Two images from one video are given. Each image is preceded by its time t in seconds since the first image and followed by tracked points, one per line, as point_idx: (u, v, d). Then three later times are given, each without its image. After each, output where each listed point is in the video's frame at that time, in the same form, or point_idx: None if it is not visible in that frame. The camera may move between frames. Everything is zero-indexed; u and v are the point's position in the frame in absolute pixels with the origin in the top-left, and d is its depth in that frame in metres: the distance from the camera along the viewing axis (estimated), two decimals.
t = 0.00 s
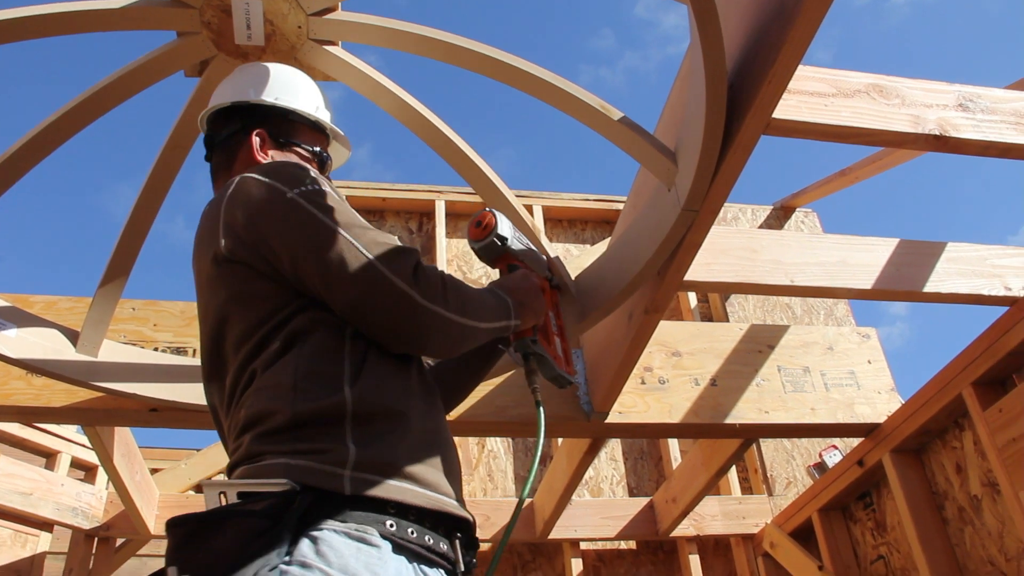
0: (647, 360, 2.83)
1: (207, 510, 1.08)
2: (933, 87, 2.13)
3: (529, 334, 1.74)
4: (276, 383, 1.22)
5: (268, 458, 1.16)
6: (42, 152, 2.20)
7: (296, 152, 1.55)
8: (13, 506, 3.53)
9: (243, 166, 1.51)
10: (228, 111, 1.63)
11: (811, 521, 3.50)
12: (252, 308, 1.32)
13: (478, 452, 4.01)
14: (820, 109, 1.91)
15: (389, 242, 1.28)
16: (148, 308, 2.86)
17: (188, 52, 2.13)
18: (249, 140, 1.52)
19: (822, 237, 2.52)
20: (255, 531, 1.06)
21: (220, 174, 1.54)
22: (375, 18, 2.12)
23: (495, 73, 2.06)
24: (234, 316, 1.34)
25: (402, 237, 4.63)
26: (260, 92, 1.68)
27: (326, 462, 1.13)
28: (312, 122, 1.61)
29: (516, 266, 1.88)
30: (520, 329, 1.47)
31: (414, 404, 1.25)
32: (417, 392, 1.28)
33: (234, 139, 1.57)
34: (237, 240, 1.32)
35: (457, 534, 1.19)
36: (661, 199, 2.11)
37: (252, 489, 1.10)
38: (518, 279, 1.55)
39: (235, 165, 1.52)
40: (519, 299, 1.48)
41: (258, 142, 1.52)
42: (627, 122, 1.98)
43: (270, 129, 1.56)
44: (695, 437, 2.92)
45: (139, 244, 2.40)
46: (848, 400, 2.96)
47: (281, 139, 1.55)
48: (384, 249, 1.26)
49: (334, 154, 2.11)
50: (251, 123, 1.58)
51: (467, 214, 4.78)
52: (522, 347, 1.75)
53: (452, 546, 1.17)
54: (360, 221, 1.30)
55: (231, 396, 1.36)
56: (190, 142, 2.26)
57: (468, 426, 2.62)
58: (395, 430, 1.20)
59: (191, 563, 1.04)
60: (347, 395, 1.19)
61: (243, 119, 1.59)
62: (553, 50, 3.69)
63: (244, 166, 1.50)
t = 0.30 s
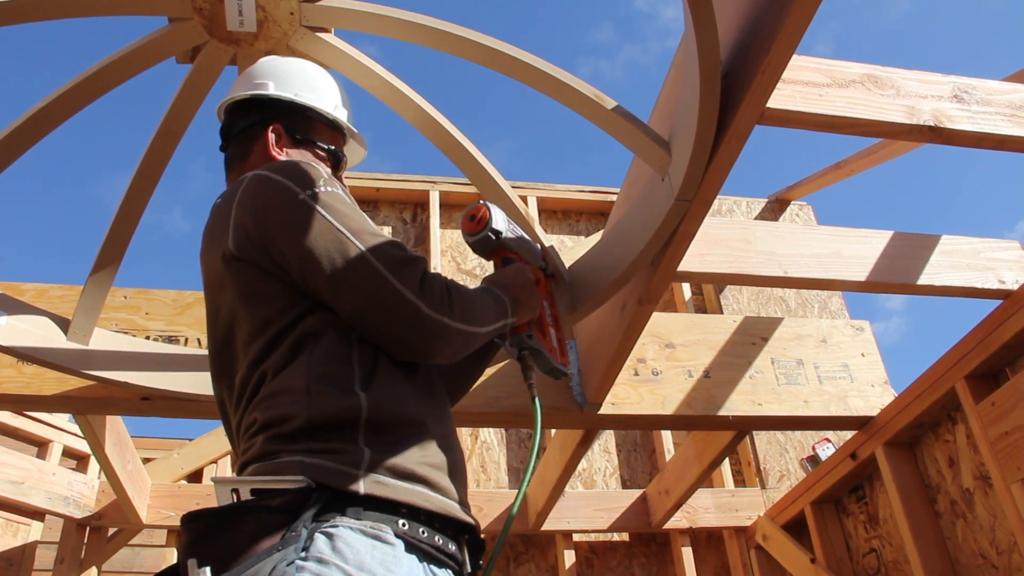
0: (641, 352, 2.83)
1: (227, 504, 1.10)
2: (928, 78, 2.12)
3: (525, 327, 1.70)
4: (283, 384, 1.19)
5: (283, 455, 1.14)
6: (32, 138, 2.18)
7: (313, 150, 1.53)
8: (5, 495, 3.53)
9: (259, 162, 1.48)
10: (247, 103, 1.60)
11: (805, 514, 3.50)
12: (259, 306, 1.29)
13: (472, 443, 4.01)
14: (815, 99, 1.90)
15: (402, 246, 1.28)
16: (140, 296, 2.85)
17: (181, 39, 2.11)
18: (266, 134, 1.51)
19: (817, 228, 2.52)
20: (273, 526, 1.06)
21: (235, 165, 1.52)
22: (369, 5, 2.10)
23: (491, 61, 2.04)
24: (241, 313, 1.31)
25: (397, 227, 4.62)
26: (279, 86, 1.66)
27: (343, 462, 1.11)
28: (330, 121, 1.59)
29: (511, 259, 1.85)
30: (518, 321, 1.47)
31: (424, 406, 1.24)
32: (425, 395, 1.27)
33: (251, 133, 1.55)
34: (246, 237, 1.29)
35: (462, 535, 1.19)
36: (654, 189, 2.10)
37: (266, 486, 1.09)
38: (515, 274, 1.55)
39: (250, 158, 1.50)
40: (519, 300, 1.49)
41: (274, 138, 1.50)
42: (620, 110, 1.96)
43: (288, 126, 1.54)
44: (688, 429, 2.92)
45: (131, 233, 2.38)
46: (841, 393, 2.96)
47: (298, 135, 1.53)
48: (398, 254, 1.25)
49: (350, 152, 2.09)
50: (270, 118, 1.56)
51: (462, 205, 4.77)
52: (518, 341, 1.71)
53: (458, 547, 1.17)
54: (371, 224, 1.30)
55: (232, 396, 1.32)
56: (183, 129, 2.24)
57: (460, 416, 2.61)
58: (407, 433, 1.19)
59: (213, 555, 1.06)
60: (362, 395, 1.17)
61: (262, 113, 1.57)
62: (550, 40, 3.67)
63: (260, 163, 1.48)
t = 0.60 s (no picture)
0: (640, 349, 2.82)
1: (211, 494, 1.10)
2: (932, 77, 2.11)
3: (523, 316, 1.71)
4: (269, 379, 1.17)
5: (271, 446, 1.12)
6: (32, 127, 2.17)
7: (309, 136, 1.52)
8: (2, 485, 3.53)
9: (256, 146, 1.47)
10: (243, 89, 1.59)
11: (801, 513, 3.50)
12: (244, 301, 1.26)
13: (469, 438, 4.01)
14: (817, 96, 1.89)
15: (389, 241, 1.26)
16: (139, 288, 2.84)
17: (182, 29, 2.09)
18: (263, 119, 1.50)
19: (818, 227, 2.51)
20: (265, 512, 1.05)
21: (228, 147, 1.51)
22: None
23: (493, 56, 2.03)
24: (224, 308, 1.28)
25: (397, 222, 4.62)
26: (278, 71, 1.65)
27: (330, 449, 1.10)
28: (327, 108, 1.59)
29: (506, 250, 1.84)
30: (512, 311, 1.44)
31: (413, 398, 1.23)
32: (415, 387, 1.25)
33: (248, 116, 1.53)
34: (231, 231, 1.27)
35: (446, 522, 1.19)
36: (655, 185, 2.10)
37: (256, 474, 1.08)
38: (509, 262, 1.52)
39: (245, 141, 1.49)
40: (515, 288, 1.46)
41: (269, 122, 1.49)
42: (622, 106, 1.96)
43: (284, 110, 1.53)
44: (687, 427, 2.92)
45: (130, 224, 2.37)
46: (840, 392, 2.96)
47: (295, 120, 1.52)
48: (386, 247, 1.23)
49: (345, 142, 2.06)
50: (267, 102, 1.54)
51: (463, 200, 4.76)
52: (517, 331, 1.72)
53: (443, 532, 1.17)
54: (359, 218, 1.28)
55: (214, 392, 1.30)
56: (183, 120, 2.23)
57: (458, 411, 2.61)
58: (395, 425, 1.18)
59: (206, 540, 1.05)
60: (350, 388, 1.16)
61: (259, 97, 1.55)
62: (554, 35, 3.66)
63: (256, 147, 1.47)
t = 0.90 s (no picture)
0: (631, 340, 2.82)
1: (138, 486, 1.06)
2: (923, 68, 2.11)
3: (496, 332, 1.70)
4: (204, 369, 1.17)
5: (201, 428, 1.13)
6: (20, 115, 2.15)
7: (294, 108, 1.52)
8: None
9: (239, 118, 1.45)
10: (225, 57, 1.57)
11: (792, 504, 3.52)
12: (185, 286, 1.25)
13: (461, 429, 4.02)
14: (808, 86, 1.89)
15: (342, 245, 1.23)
16: (129, 277, 2.83)
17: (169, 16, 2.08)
18: (248, 89, 1.48)
19: (809, 218, 2.51)
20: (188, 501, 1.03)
21: (211, 116, 1.49)
22: None
23: (485, 45, 2.02)
24: (167, 289, 1.28)
25: (388, 212, 4.60)
26: (264, 40, 1.63)
27: (259, 435, 1.10)
28: (311, 79, 1.59)
29: (491, 255, 1.82)
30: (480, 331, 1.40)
31: (353, 395, 1.23)
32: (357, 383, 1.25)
33: (232, 86, 1.51)
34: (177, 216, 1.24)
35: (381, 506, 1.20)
36: (646, 175, 2.10)
37: (185, 462, 1.07)
38: (487, 272, 1.47)
39: (228, 110, 1.47)
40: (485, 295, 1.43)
41: (253, 93, 1.48)
42: (613, 96, 1.96)
43: (270, 81, 1.52)
44: (677, 418, 2.92)
45: (120, 214, 2.36)
46: (830, 383, 2.97)
47: (280, 92, 1.52)
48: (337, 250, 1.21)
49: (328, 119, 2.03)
50: (251, 72, 1.52)
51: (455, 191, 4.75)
52: (489, 347, 1.71)
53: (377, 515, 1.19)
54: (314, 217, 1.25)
55: (154, 372, 1.30)
56: (173, 109, 2.22)
57: (447, 401, 2.60)
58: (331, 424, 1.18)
59: (124, 533, 1.03)
60: (284, 382, 1.16)
61: (244, 65, 1.53)
62: (548, 26, 3.64)
63: (241, 118, 1.45)
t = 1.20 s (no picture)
0: (626, 328, 2.82)
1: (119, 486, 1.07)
2: (916, 50, 2.10)
3: (503, 319, 1.70)
4: (205, 362, 1.17)
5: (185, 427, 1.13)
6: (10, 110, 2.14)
7: (310, 93, 1.52)
8: None
9: (253, 106, 1.45)
10: (241, 44, 1.57)
11: (790, 490, 3.52)
12: (191, 273, 1.26)
13: (459, 420, 4.02)
14: (800, 70, 1.88)
15: (361, 242, 1.21)
16: (124, 272, 2.82)
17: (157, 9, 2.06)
18: (264, 74, 1.48)
19: (804, 203, 2.51)
20: (168, 498, 1.04)
21: (227, 103, 1.48)
22: None
23: (476, 32, 2.01)
24: (175, 276, 1.28)
25: (383, 204, 4.60)
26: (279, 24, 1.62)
27: (242, 433, 1.09)
28: (328, 64, 1.58)
29: (497, 246, 1.82)
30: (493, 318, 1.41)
31: (351, 396, 1.20)
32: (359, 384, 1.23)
33: (247, 72, 1.51)
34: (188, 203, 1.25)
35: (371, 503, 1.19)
36: (639, 161, 2.09)
37: (170, 459, 1.08)
38: (494, 262, 1.48)
39: (243, 97, 1.47)
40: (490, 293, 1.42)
41: (270, 78, 1.48)
42: (604, 82, 1.95)
43: (286, 67, 1.52)
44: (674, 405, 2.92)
45: (113, 207, 2.35)
46: (827, 368, 2.97)
47: (296, 78, 1.51)
48: (352, 247, 1.19)
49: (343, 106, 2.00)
50: (268, 58, 1.52)
51: (450, 182, 4.73)
52: (496, 334, 1.72)
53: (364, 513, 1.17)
54: (334, 214, 1.23)
55: (162, 357, 1.31)
56: (164, 101, 2.20)
57: (443, 392, 2.60)
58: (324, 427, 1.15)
59: (107, 530, 1.04)
60: (278, 377, 1.14)
61: (261, 52, 1.53)
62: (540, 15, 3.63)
63: (255, 104, 1.45)
